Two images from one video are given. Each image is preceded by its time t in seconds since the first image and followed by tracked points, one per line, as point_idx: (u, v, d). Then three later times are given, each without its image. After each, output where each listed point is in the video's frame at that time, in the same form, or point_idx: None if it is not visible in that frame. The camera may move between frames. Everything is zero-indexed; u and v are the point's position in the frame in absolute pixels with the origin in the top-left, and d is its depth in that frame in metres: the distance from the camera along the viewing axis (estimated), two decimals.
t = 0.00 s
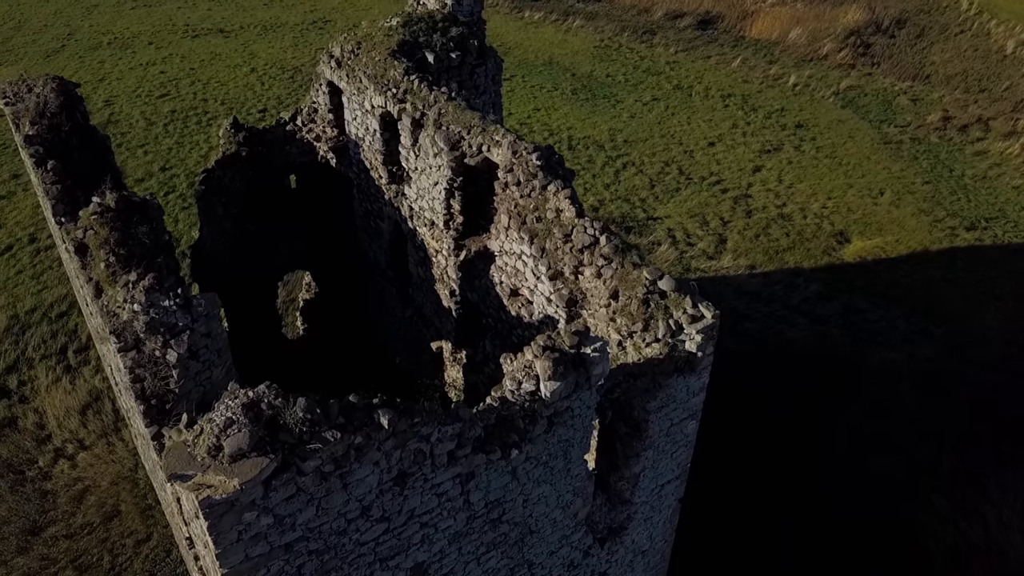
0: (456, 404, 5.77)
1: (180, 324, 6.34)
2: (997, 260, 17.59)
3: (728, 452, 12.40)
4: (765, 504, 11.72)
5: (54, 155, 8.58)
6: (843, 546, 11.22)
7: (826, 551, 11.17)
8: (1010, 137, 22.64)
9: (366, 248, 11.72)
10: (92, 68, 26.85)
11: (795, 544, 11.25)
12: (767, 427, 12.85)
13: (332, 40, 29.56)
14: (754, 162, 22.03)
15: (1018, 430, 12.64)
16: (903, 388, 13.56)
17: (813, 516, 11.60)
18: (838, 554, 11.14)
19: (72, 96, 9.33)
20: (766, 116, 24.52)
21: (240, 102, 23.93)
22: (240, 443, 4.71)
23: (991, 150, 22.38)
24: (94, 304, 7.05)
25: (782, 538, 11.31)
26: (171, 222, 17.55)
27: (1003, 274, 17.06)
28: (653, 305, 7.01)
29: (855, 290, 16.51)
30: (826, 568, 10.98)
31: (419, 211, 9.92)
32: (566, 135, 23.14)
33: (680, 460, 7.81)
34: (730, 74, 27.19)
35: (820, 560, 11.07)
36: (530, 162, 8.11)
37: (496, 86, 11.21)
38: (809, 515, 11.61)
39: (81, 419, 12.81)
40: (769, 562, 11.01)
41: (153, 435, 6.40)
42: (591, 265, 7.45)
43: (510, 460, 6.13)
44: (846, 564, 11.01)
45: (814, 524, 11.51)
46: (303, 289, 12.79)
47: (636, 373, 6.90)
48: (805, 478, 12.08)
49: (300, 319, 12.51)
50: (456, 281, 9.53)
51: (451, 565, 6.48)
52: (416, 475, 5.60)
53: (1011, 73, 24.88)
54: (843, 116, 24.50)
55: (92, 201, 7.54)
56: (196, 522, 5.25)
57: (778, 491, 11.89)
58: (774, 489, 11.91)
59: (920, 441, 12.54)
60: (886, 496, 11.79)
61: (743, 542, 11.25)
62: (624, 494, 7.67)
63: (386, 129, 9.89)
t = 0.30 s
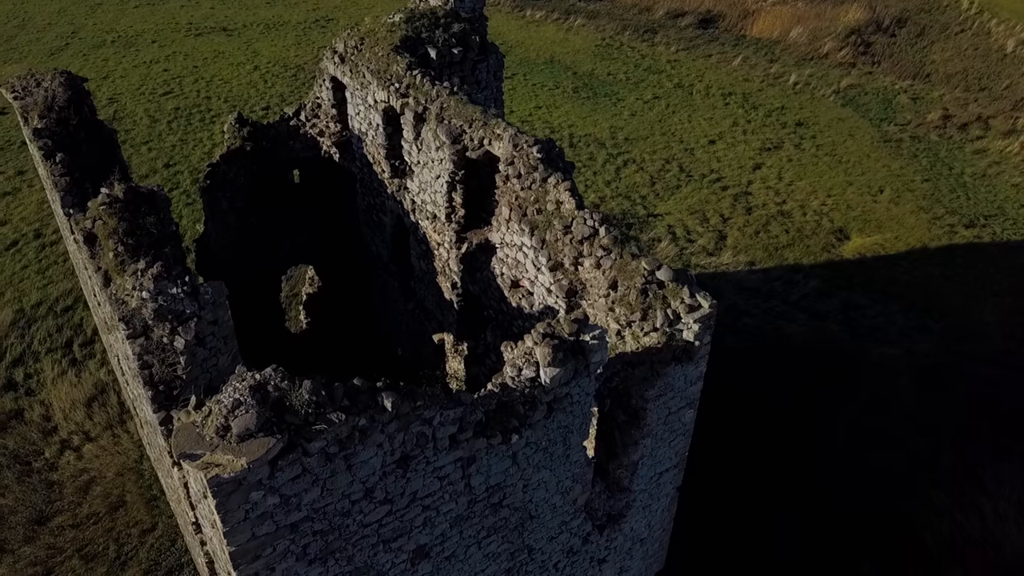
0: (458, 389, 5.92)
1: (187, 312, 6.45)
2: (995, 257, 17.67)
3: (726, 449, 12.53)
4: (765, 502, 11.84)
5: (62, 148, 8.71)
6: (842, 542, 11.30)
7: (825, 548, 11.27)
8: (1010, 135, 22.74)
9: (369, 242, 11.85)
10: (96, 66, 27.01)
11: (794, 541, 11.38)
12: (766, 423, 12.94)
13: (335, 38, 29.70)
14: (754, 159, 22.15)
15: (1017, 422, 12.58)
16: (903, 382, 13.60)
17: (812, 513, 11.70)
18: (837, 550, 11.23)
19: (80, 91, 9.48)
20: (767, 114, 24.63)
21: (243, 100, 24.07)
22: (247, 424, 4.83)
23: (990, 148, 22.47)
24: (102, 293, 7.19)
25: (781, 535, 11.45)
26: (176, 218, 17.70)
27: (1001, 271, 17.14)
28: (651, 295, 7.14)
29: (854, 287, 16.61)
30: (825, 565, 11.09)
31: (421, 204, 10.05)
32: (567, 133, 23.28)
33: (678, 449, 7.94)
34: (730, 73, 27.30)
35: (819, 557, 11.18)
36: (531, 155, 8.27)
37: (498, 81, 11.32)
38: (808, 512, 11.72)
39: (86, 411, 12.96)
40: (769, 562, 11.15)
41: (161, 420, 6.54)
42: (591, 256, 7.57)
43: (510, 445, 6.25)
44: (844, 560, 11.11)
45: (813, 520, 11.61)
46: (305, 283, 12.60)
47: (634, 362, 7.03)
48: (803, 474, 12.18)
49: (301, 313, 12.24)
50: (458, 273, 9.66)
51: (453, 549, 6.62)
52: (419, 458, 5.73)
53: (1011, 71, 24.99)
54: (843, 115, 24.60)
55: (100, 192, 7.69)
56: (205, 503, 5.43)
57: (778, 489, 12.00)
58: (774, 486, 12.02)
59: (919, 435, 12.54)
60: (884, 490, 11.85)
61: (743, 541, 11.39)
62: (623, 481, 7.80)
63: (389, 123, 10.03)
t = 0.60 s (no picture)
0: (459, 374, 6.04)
1: (194, 300, 6.58)
2: (994, 254, 17.76)
3: (725, 440, 12.65)
4: (763, 491, 11.95)
5: (71, 142, 8.84)
6: (839, 531, 11.43)
7: (822, 536, 11.39)
8: (1009, 134, 22.85)
9: (372, 236, 11.98)
10: (100, 64, 27.17)
11: (792, 530, 11.49)
12: (764, 415, 13.08)
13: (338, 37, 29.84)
14: (754, 157, 22.27)
15: (1012, 415, 12.78)
16: (900, 375, 13.76)
17: (810, 502, 11.81)
18: (833, 539, 11.35)
19: (87, 85, 9.60)
20: (767, 113, 24.74)
21: (246, 97, 24.21)
22: (253, 406, 4.96)
23: (990, 147, 22.57)
24: (110, 282, 7.33)
25: (779, 524, 11.55)
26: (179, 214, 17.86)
27: (999, 268, 17.23)
28: (650, 285, 7.25)
29: (853, 283, 16.72)
30: (822, 554, 11.20)
31: (423, 198, 10.19)
32: (568, 131, 23.40)
33: (676, 437, 8.07)
34: (731, 71, 27.40)
35: (816, 546, 11.30)
36: (531, 148, 8.42)
37: (499, 78, 11.45)
38: (805, 498, 11.86)
39: (92, 404, 13.11)
40: (768, 550, 11.25)
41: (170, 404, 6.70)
42: (590, 246, 7.70)
43: (510, 430, 6.38)
44: (840, 549, 11.22)
45: (811, 509, 11.72)
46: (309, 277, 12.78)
47: (632, 350, 7.17)
48: (801, 464, 12.31)
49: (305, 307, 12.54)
50: (459, 266, 9.77)
51: (455, 533, 6.75)
52: (421, 441, 5.87)
53: (1011, 70, 25.16)
54: (843, 113, 24.70)
55: (108, 184, 7.86)
56: (213, 485, 5.54)
57: (776, 479, 12.11)
58: (772, 476, 12.13)
59: (915, 427, 12.74)
60: (881, 480, 12.01)
61: (742, 530, 11.50)
62: (621, 469, 7.92)
63: (392, 118, 10.20)
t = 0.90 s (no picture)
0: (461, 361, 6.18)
1: (202, 288, 6.71)
2: (992, 251, 17.84)
3: (724, 435, 12.76)
4: (761, 483, 12.11)
5: (78, 135, 8.97)
6: (837, 526, 11.52)
7: (819, 528, 11.53)
8: (1009, 132, 22.95)
9: (375, 230, 12.12)
10: (104, 61, 27.34)
11: (790, 521, 11.65)
12: (763, 409, 13.18)
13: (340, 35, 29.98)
14: (754, 155, 22.38)
15: (1011, 411, 12.81)
16: (898, 370, 13.85)
17: (807, 492, 11.96)
18: (832, 534, 11.45)
19: (95, 81, 9.76)
20: (767, 111, 24.85)
21: (249, 95, 24.35)
22: (261, 387, 5.09)
23: (989, 145, 22.66)
24: (119, 272, 7.48)
25: (779, 520, 11.65)
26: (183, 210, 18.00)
27: (998, 264, 17.32)
28: (648, 276, 7.38)
29: (852, 279, 16.82)
30: (819, 546, 11.35)
31: (426, 191, 10.32)
32: (569, 129, 23.53)
33: (674, 426, 8.19)
34: (732, 70, 27.50)
35: (815, 542, 11.40)
36: (532, 141, 8.58)
37: (501, 73, 11.59)
38: (803, 492, 11.98)
39: (98, 396, 13.26)
40: (764, 543, 11.41)
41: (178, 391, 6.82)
42: (590, 238, 7.83)
43: (510, 415, 6.51)
44: (839, 544, 11.32)
45: (810, 504, 11.81)
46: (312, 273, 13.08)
47: (630, 340, 7.28)
48: (799, 459, 12.41)
49: (308, 300, 12.75)
50: (461, 258, 9.89)
51: (456, 517, 6.89)
52: (423, 426, 6.00)
53: (1011, 69, 25.31)
54: (844, 112, 24.80)
55: (117, 175, 7.97)
56: (221, 466, 5.66)
57: (775, 473, 12.23)
58: (771, 471, 12.25)
59: (913, 421, 12.82)
60: (879, 474, 12.10)
61: (742, 526, 11.62)
62: (620, 458, 8.05)
63: (394, 113, 10.30)
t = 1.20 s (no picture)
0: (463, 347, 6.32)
1: (209, 276, 6.86)
2: (991, 248, 17.93)
3: (722, 428, 12.90)
4: (759, 475, 12.24)
5: (85, 129, 9.12)
6: (834, 515, 11.66)
7: (817, 520, 11.65)
8: (1008, 130, 23.05)
9: (377, 224, 12.27)
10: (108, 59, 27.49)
11: (787, 513, 11.77)
12: (761, 403, 13.31)
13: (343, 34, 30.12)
14: (755, 152, 22.50)
15: (1008, 406, 12.93)
16: (896, 364, 13.97)
17: (804, 484, 12.09)
18: (829, 524, 11.58)
19: (102, 73, 9.88)
20: (767, 109, 24.97)
21: (252, 92, 24.51)
22: (268, 369, 5.25)
23: (989, 143, 22.76)
24: (127, 261, 7.62)
25: (775, 504, 11.86)
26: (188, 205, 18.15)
27: (996, 261, 17.42)
28: (647, 266, 7.51)
29: (851, 275, 16.93)
30: (816, 537, 11.48)
31: (428, 185, 10.45)
32: (571, 127, 23.66)
33: (673, 415, 8.31)
34: (733, 69, 27.61)
35: (812, 531, 11.54)
36: (533, 134, 8.76)
37: (502, 69, 11.78)
38: (800, 484, 12.10)
39: (103, 389, 13.41)
40: (762, 534, 11.55)
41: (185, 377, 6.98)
42: (590, 229, 7.97)
43: (511, 401, 6.65)
44: (836, 533, 11.47)
45: (807, 494, 11.96)
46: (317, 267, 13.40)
47: (630, 329, 7.38)
48: (797, 452, 12.53)
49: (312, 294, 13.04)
50: (463, 251, 10.00)
51: (458, 502, 7.03)
52: (426, 410, 6.14)
53: (1011, 68, 25.48)
54: (844, 110, 24.91)
55: (125, 167, 8.11)
56: (228, 448, 5.77)
57: (773, 466, 12.36)
58: (768, 463, 12.38)
59: (910, 415, 12.94)
60: (876, 466, 12.22)
61: (740, 516, 11.77)
62: (619, 446, 8.18)
63: (397, 107, 10.41)
